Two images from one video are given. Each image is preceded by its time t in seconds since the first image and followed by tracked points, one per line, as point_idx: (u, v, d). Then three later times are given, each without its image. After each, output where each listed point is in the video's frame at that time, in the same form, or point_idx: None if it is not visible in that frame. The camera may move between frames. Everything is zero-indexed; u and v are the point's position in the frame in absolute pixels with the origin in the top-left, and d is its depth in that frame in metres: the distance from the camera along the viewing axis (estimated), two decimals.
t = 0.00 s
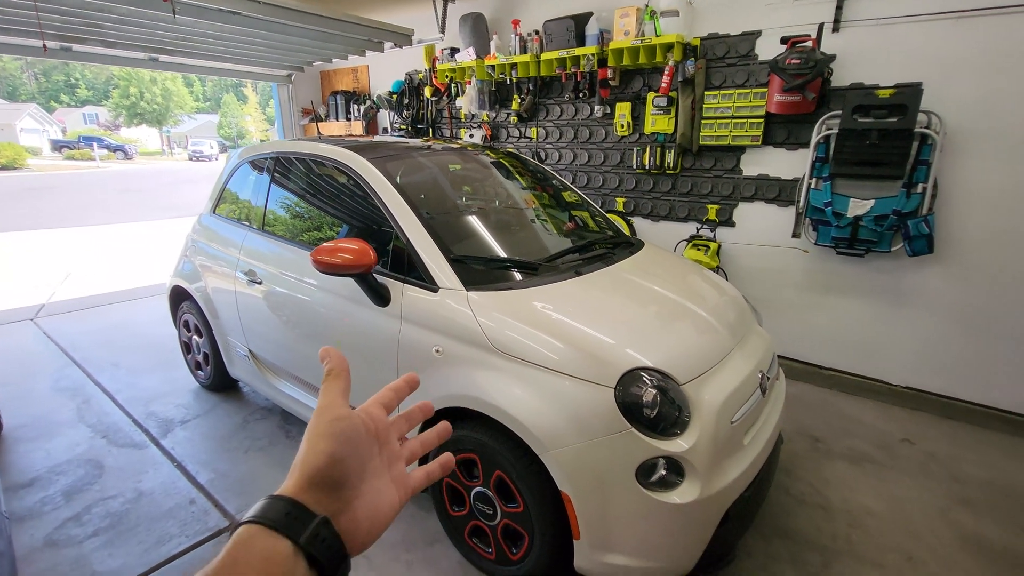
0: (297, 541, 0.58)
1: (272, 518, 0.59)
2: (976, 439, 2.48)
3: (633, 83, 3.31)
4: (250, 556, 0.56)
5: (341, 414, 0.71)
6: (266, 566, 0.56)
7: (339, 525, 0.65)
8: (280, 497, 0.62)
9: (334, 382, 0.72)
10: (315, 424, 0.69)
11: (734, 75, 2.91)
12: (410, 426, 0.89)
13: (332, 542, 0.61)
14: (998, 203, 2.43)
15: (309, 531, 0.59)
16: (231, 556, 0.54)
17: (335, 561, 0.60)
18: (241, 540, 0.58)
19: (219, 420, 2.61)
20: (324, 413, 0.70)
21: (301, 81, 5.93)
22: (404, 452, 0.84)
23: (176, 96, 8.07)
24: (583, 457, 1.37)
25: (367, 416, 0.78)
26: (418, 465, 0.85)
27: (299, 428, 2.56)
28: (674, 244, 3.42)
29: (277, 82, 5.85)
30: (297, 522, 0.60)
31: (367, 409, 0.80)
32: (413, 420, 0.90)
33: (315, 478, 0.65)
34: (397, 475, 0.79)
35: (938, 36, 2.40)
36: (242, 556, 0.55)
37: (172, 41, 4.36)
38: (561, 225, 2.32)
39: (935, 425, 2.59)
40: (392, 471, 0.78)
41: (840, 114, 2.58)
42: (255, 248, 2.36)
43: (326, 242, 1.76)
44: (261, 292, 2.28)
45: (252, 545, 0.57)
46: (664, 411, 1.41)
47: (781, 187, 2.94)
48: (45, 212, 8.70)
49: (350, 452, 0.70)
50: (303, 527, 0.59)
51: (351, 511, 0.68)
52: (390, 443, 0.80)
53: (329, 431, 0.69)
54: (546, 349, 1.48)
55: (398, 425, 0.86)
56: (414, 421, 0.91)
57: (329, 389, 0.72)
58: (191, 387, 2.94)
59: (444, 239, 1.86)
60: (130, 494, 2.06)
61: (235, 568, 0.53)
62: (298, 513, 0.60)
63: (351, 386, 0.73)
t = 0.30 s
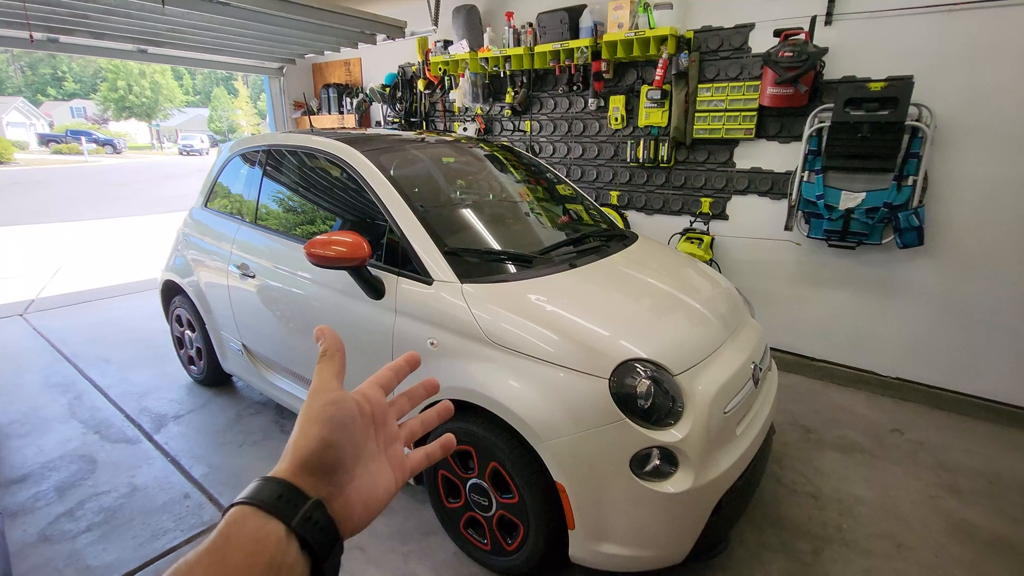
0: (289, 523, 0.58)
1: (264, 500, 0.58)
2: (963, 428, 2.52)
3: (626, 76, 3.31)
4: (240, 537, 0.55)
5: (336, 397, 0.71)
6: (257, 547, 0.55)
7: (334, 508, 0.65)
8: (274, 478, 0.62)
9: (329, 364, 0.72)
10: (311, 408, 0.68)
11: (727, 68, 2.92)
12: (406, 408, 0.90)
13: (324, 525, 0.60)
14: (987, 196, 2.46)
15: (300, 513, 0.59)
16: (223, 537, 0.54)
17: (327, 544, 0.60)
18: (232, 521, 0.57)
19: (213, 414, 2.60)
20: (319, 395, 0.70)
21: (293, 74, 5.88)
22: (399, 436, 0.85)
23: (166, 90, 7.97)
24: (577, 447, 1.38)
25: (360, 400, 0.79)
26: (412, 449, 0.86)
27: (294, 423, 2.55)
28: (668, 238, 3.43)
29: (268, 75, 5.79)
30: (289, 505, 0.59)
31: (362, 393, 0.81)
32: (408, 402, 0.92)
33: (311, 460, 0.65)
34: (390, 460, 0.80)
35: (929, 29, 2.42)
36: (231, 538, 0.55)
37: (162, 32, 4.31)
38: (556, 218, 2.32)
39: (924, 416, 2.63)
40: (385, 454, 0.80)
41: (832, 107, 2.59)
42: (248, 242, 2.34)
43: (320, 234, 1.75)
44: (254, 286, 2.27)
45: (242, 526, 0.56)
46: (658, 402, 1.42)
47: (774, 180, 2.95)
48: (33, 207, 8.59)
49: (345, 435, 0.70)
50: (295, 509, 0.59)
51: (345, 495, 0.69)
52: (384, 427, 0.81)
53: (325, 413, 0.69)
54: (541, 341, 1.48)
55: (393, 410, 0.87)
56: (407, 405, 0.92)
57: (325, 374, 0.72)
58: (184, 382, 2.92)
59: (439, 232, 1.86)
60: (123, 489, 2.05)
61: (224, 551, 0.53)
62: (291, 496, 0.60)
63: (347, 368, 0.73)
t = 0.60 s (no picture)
0: (284, 545, 0.58)
1: (260, 521, 0.58)
2: (955, 420, 2.55)
3: (622, 70, 3.30)
4: (236, 556, 0.56)
5: (334, 414, 0.70)
6: (252, 567, 0.56)
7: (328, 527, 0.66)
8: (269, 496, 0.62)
9: (329, 379, 0.71)
10: (307, 425, 0.68)
11: (723, 62, 2.92)
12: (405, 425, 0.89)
13: (319, 545, 0.61)
14: (979, 189, 2.47)
15: (295, 534, 0.59)
16: (218, 558, 0.54)
17: (321, 565, 0.60)
18: (228, 540, 0.57)
19: (209, 411, 2.59)
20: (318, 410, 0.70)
21: (285, 68, 5.83)
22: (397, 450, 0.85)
23: (156, 84, 7.88)
24: (575, 441, 1.39)
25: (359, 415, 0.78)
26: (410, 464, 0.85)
27: (290, 418, 2.55)
28: (663, 232, 3.43)
29: (261, 68, 5.73)
30: (283, 525, 0.59)
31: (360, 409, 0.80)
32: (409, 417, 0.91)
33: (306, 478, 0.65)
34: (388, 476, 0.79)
35: (923, 23, 2.42)
36: (228, 558, 0.55)
37: (152, 25, 4.26)
38: (552, 213, 2.32)
39: (917, 408, 2.66)
40: (383, 471, 0.79)
41: (827, 100, 2.60)
42: (242, 238, 2.33)
43: (315, 229, 1.74)
44: (249, 281, 2.26)
45: (238, 547, 0.57)
46: (655, 395, 1.43)
47: (769, 174, 2.96)
48: (23, 203, 8.48)
49: (343, 452, 0.70)
50: (291, 530, 0.59)
51: (339, 514, 0.69)
52: (383, 443, 0.81)
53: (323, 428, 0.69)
54: (538, 336, 1.48)
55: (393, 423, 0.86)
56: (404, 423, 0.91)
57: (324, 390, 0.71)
58: (179, 379, 2.91)
59: (435, 227, 1.85)
60: (119, 486, 2.04)
61: (220, 573, 0.53)
62: (286, 516, 0.60)
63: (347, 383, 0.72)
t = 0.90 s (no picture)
0: (267, 544, 0.58)
1: (244, 519, 0.58)
2: (945, 411, 2.58)
3: (616, 64, 3.29)
4: (220, 554, 0.56)
5: (330, 411, 0.70)
6: (235, 565, 0.56)
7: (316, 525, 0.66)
8: (257, 492, 0.62)
9: (330, 372, 0.71)
10: (302, 420, 0.68)
11: (717, 57, 2.93)
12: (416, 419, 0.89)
13: (304, 544, 0.60)
14: (970, 183, 2.50)
15: (278, 533, 0.59)
16: (201, 557, 0.55)
17: (305, 565, 0.60)
18: (213, 538, 0.58)
19: (204, 407, 2.58)
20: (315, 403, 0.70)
21: (278, 62, 5.77)
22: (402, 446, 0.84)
23: (146, 78, 7.76)
24: (571, 434, 1.40)
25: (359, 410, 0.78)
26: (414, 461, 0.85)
27: (286, 414, 2.54)
28: (658, 226, 3.45)
29: (252, 63, 5.67)
30: (268, 524, 0.59)
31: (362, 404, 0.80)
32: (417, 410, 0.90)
33: (294, 475, 0.65)
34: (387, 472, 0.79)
35: (916, 17, 2.44)
36: (211, 557, 0.55)
37: (142, 18, 4.19)
38: (546, 207, 2.32)
39: (908, 399, 2.69)
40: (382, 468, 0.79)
41: (820, 94, 2.61)
42: (235, 233, 2.32)
43: (311, 223, 1.74)
44: (243, 277, 2.25)
45: (222, 545, 0.57)
46: (650, 388, 1.44)
47: (762, 168, 2.98)
48: (10, 199, 8.35)
49: (336, 450, 0.70)
50: (275, 528, 0.59)
51: (330, 509, 0.69)
52: (383, 438, 0.80)
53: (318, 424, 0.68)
54: (534, 329, 1.49)
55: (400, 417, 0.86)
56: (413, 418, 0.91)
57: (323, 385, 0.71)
58: (174, 375, 2.90)
59: (430, 221, 1.85)
60: (114, 483, 2.03)
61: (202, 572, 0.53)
62: (270, 514, 0.60)
63: (348, 378, 0.72)
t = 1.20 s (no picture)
0: (290, 523, 0.53)
1: (268, 494, 0.53)
2: (932, 404, 2.63)
3: (609, 61, 3.30)
4: (240, 532, 0.50)
5: (355, 396, 0.68)
6: (254, 546, 0.50)
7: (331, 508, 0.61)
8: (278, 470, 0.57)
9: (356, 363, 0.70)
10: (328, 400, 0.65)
11: (709, 53, 2.94)
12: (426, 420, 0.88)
13: (325, 525, 0.55)
14: (957, 179, 2.53)
15: (304, 512, 0.54)
16: (221, 533, 0.49)
17: (325, 547, 0.55)
18: (229, 513, 0.52)
19: (196, 404, 2.57)
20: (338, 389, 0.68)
21: (269, 57, 5.71)
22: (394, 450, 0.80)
23: (134, 74, 7.66)
24: (564, 428, 1.41)
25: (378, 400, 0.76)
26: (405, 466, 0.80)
27: (280, 411, 2.54)
28: (650, 223, 3.46)
29: (243, 58, 5.62)
30: (292, 502, 0.54)
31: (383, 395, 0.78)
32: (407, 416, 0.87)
33: (318, 455, 0.61)
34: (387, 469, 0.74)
35: (905, 15, 2.46)
36: (231, 533, 0.50)
37: (131, 13, 4.14)
38: (540, 204, 2.33)
39: (896, 393, 2.73)
40: (383, 464, 0.74)
41: (810, 91, 2.63)
42: (228, 229, 2.30)
43: (303, 220, 1.73)
44: (235, 274, 2.24)
45: (242, 523, 0.51)
46: (643, 382, 1.46)
47: (754, 165, 3.00)
48: None
49: (357, 433, 0.66)
50: (298, 507, 0.54)
51: (341, 496, 0.64)
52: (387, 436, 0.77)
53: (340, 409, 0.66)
54: (528, 325, 1.50)
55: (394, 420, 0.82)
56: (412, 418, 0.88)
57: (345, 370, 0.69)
58: (165, 373, 2.88)
59: (424, 218, 1.85)
60: (106, 480, 2.02)
61: (222, 549, 0.48)
62: (294, 491, 0.55)
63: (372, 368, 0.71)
